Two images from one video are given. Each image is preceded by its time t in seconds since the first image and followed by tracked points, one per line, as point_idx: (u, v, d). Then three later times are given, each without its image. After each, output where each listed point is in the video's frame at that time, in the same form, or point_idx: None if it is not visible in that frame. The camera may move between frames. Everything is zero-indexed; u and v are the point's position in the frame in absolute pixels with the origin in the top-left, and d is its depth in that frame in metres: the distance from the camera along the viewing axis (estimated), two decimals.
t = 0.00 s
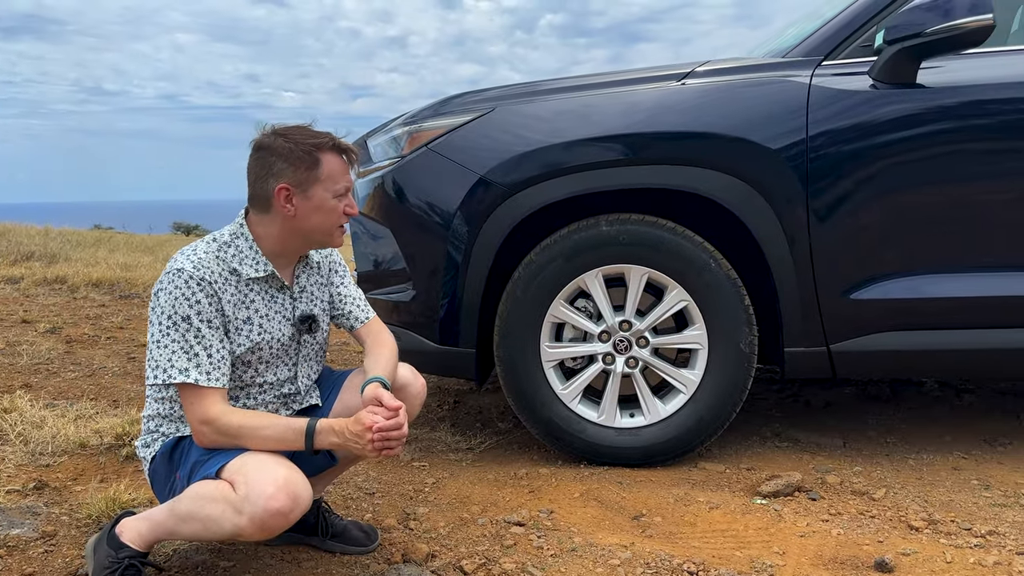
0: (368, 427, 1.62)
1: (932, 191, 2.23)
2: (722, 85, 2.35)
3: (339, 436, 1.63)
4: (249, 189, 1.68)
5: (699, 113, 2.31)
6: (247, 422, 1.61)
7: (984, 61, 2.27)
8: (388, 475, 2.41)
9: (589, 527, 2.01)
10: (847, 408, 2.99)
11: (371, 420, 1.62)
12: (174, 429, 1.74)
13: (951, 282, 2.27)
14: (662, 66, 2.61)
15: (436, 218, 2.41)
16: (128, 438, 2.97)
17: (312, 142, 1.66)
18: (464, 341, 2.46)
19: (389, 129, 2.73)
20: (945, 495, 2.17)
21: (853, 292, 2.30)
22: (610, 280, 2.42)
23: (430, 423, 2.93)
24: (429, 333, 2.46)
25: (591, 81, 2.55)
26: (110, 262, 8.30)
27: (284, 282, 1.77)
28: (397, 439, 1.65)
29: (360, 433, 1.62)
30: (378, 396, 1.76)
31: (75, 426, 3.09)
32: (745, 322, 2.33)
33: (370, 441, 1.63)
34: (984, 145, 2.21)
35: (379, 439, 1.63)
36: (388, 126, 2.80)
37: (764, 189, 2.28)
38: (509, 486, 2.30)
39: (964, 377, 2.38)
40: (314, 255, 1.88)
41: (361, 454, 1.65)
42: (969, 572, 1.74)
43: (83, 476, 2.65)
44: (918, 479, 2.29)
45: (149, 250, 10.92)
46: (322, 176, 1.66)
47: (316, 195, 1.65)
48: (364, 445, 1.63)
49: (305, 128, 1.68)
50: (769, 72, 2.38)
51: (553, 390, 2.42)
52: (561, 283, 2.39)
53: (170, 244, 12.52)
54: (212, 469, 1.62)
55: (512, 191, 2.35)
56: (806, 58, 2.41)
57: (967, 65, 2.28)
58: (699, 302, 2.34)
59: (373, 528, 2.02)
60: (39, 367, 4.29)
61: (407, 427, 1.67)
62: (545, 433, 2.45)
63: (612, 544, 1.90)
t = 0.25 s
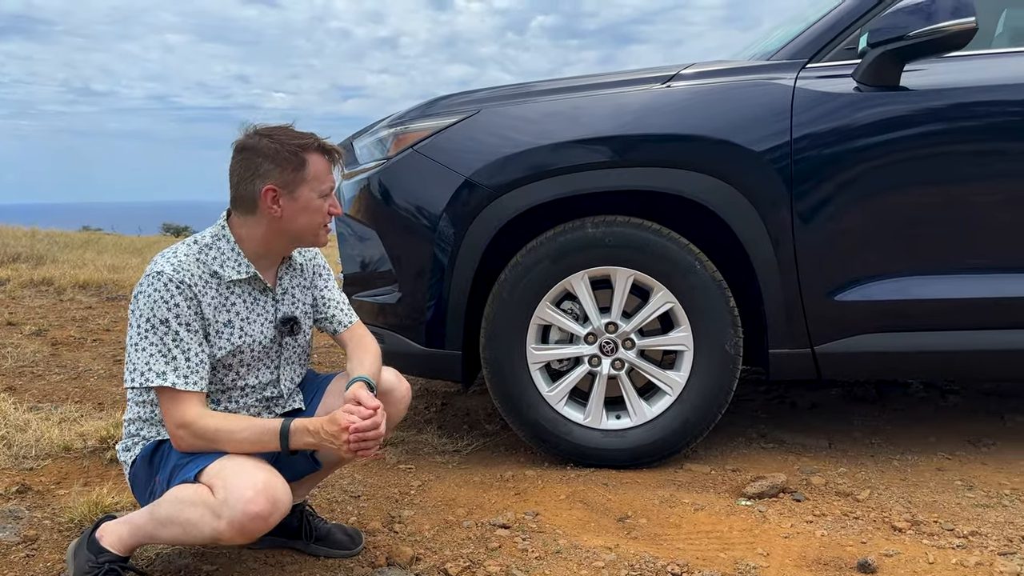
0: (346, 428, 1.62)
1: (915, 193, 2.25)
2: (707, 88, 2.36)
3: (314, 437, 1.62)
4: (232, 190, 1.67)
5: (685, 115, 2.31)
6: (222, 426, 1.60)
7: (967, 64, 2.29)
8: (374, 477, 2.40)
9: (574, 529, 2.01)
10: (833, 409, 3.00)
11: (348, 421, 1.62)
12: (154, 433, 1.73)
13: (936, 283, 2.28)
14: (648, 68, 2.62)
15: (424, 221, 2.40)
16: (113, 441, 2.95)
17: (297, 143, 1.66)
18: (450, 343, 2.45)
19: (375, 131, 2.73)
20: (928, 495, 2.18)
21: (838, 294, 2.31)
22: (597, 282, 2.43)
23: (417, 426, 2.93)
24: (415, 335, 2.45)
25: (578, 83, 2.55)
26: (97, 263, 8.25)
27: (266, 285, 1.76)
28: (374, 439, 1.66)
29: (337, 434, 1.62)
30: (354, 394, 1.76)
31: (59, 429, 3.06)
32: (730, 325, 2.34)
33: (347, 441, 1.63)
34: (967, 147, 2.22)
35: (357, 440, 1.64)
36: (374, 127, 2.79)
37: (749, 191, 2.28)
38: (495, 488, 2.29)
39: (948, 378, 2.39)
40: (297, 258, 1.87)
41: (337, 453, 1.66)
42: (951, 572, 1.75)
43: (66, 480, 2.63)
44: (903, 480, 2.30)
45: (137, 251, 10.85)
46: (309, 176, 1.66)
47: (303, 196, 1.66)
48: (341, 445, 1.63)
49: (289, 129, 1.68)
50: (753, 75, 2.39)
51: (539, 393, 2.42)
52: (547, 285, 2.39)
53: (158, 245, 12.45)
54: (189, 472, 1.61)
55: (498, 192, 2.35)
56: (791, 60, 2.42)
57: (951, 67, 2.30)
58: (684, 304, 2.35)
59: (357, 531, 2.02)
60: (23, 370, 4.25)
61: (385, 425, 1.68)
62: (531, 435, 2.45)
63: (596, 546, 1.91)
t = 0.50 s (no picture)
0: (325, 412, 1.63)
1: (900, 196, 2.26)
2: (694, 90, 2.37)
3: (293, 425, 1.62)
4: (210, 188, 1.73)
5: (671, 118, 2.32)
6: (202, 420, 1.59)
7: (951, 68, 2.30)
8: (361, 481, 2.39)
9: (561, 531, 2.01)
10: (820, 411, 3.02)
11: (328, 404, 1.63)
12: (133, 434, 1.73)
13: (921, 285, 2.29)
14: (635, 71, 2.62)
15: (413, 224, 2.39)
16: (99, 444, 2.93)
17: (256, 141, 1.63)
18: (437, 346, 2.45)
19: (362, 133, 2.72)
20: (914, 497, 2.19)
21: (824, 296, 2.32)
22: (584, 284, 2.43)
23: (405, 428, 2.92)
24: (402, 337, 2.45)
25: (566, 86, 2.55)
26: (85, 265, 8.19)
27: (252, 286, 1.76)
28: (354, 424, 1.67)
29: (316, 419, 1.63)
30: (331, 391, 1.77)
31: (44, 432, 3.04)
32: (717, 326, 2.35)
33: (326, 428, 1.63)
34: (951, 150, 2.23)
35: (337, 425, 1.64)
36: (361, 129, 2.78)
37: (735, 194, 2.29)
38: (482, 491, 2.29)
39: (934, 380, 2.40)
40: (286, 260, 1.86)
41: (316, 444, 1.65)
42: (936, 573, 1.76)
43: (51, 484, 2.60)
44: (888, 482, 2.31)
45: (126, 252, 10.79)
46: (256, 175, 1.62)
47: (250, 195, 1.63)
48: (319, 433, 1.63)
49: (258, 128, 1.67)
50: (740, 78, 2.40)
51: (526, 395, 2.42)
52: (534, 288, 2.39)
53: (147, 246, 12.37)
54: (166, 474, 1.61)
55: (485, 194, 2.35)
56: (777, 63, 2.43)
57: (936, 71, 2.31)
58: (671, 306, 2.35)
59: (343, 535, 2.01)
60: (9, 373, 4.21)
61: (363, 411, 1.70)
62: (518, 438, 2.45)
63: (583, 549, 1.91)
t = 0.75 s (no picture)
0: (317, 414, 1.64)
1: (887, 197, 2.27)
2: (682, 91, 2.38)
3: (286, 425, 1.62)
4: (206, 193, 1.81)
5: (660, 118, 2.33)
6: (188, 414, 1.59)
7: (938, 69, 2.31)
8: (349, 483, 2.39)
9: (549, 532, 2.01)
10: (808, 411, 3.03)
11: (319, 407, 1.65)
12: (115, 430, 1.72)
13: (908, 286, 2.30)
14: (624, 72, 2.63)
15: (402, 226, 2.39)
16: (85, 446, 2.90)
17: (223, 141, 1.66)
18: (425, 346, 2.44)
19: (350, 133, 2.72)
20: (900, 497, 2.20)
21: (811, 297, 2.33)
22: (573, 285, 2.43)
23: (394, 430, 2.92)
24: (390, 338, 2.44)
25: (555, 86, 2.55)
26: (72, 266, 8.12)
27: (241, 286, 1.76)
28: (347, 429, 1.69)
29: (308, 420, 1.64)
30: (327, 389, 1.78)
31: (30, 434, 3.01)
32: (705, 327, 2.35)
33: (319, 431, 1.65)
34: (938, 151, 2.24)
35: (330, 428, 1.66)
36: (349, 130, 2.78)
37: (723, 195, 2.30)
38: (470, 492, 2.29)
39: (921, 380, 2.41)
40: (276, 260, 1.85)
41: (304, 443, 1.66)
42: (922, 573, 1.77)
43: (35, 486, 2.58)
44: (876, 482, 2.32)
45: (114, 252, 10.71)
46: (219, 173, 1.65)
47: (215, 192, 1.66)
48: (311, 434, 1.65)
49: (232, 129, 1.69)
50: (728, 79, 2.41)
51: (515, 396, 2.42)
52: (523, 288, 2.39)
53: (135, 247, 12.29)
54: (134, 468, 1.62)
55: (473, 194, 2.35)
56: (765, 64, 2.44)
57: (922, 72, 2.32)
58: (660, 306, 2.36)
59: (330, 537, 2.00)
60: None
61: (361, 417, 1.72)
62: (507, 439, 2.45)
63: (571, 550, 1.91)
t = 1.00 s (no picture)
0: (299, 430, 1.61)
1: (876, 196, 2.28)
2: (671, 90, 2.38)
3: (261, 435, 1.61)
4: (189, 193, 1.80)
5: (649, 117, 2.33)
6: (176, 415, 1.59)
7: (925, 69, 2.32)
8: (338, 483, 2.38)
9: (539, 532, 2.00)
10: (798, 410, 3.04)
11: (303, 423, 1.61)
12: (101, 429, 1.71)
13: (896, 285, 2.31)
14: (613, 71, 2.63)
15: (392, 226, 2.38)
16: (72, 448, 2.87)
17: (204, 140, 1.65)
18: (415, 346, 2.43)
19: (339, 132, 2.70)
20: (889, 495, 2.21)
21: (800, 296, 2.34)
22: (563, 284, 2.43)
23: (384, 430, 2.91)
24: (379, 338, 2.43)
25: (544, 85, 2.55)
26: (60, 266, 8.05)
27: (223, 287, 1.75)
28: (332, 454, 1.64)
29: (290, 435, 1.61)
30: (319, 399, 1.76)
31: (16, 436, 2.98)
32: (692, 327, 2.35)
33: (301, 447, 1.62)
34: (926, 151, 2.25)
35: (313, 446, 1.62)
36: (338, 129, 2.77)
37: (713, 194, 2.30)
38: (460, 491, 2.28)
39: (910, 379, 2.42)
40: (260, 260, 1.83)
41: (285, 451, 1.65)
42: (910, 571, 1.77)
43: (21, 488, 2.55)
44: (865, 480, 2.33)
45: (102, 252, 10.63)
46: (200, 172, 1.64)
47: (197, 192, 1.65)
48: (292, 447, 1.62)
49: (213, 128, 1.68)
50: (717, 78, 2.41)
51: (504, 396, 2.41)
52: (513, 288, 2.38)
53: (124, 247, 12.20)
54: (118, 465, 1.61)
55: (462, 194, 2.34)
56: (753, 64, 2.44)
57: (910, 72, 2.33)
58: (649, 305, 2.36)
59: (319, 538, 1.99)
60: None
61: (351, 444, 1.67)
62: (496, 438, 2.44)
63: (560, 549, 1.90)
